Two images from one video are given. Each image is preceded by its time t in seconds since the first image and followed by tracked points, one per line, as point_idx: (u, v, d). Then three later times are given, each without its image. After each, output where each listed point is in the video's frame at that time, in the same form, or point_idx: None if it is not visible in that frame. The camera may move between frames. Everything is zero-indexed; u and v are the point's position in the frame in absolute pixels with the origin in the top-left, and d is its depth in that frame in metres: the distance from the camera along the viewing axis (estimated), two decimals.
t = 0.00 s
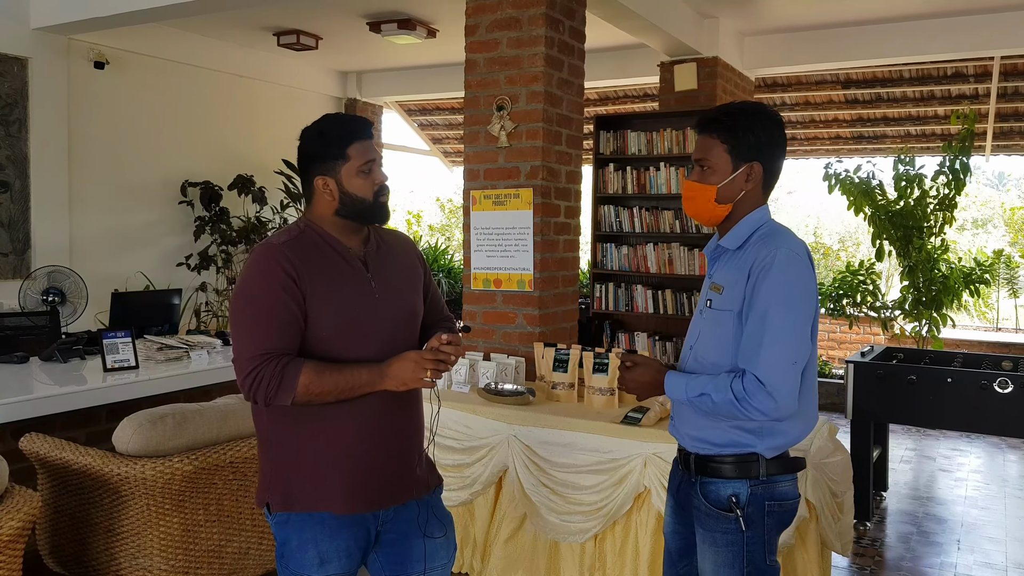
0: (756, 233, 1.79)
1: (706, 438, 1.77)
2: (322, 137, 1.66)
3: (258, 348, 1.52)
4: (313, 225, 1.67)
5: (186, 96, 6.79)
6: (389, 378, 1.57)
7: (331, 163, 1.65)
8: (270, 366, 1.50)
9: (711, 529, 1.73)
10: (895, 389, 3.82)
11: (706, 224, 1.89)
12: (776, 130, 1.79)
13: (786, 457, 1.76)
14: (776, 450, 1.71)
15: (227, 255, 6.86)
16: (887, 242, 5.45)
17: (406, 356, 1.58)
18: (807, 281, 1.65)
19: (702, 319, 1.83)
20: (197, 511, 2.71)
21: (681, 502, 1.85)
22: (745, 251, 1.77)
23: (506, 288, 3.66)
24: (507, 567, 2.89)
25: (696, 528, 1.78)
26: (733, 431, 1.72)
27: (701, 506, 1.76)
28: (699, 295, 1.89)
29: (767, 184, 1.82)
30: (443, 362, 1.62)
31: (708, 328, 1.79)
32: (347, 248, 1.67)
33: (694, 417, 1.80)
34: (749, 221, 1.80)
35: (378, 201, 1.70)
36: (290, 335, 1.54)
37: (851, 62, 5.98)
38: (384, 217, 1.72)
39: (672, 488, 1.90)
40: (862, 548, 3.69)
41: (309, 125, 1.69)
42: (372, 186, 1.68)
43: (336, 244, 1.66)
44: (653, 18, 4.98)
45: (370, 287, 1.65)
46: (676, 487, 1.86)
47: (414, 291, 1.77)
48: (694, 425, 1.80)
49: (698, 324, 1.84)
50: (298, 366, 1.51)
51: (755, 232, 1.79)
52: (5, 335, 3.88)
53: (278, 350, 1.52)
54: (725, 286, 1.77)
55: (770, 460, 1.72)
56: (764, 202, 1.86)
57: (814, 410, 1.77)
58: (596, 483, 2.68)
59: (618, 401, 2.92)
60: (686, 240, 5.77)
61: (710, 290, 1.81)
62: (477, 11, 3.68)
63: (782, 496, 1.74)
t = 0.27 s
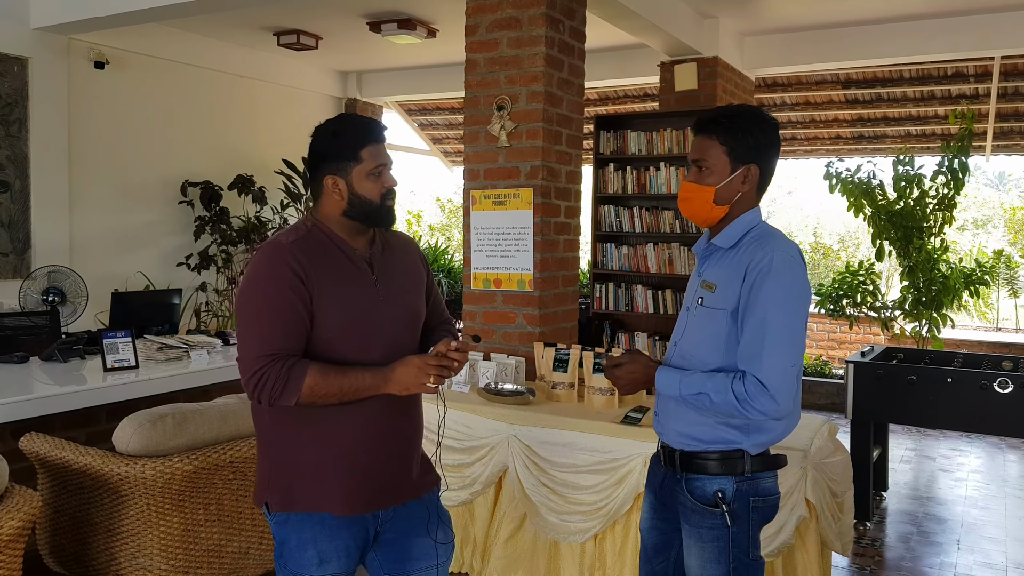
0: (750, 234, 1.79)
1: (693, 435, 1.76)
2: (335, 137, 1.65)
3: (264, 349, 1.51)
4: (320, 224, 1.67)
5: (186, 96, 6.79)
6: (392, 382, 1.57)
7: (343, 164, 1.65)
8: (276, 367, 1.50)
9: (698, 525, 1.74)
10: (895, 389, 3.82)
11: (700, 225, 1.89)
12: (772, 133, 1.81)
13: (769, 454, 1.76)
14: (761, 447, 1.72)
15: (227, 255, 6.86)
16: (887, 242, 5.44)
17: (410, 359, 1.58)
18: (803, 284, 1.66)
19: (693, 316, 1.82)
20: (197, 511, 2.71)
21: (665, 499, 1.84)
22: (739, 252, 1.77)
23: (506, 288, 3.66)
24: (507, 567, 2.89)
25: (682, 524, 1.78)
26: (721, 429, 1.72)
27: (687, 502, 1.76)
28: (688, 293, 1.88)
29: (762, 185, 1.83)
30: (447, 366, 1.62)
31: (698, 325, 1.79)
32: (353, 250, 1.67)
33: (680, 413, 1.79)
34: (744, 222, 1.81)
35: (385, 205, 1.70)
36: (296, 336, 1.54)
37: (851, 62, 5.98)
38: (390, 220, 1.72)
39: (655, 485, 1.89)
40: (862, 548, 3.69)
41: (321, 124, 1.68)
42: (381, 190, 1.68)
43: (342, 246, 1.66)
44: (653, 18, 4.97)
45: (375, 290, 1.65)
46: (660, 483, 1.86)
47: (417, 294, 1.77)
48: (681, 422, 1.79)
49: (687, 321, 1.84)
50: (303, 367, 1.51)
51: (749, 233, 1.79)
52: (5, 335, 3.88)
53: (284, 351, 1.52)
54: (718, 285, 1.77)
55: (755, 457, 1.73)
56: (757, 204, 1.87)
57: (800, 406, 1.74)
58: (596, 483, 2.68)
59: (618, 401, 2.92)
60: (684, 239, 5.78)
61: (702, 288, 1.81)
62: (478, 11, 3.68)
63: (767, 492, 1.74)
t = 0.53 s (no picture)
0: (749, 234, 1.79)
1: (698, 434, 1.75)
2: (325, 135, 1.66)
3: (268, 348, 1.51)
4: (317, 224, 1.67)
5: (186, 96, 6.79)
6: (396, 374, 1.57)
7: (335, 160, 1.65)
8: (280, 366, 1.50)
9: (704, 524, 1.73)
10: (895, 390, 3.82)
11: (698, 228, 1.89)
12: (768, 136, 1.82)
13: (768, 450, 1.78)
14: (765, 445, 1.74)
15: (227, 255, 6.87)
16: (887, 242, 5.45)
17: (412, 351, 1.59)
18: (806, 283, 1.68)
19: (693, 315, 1.82)
20: (198, 511, 2.71)
21: (664, 498, 1.83)
22: (739, 252, 1.77)
23: (506, 288, 3.67)
24: (507, 567, 2.89)
25: (685, 523, 1.77)
26: (725, 427, 1.73)
27: (693, 501, 1.75)
28: (684, 292, 1.89)
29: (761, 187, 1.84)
30: (450, 356, 1.62)
31: (701, 324, 1.80)
32: (352, 249, 1.67)
33: (683, 413, 1.79)
34: (742, 223, 1.81)
35: (379, 199, 1.69)
36: (299, 335, 1.54)
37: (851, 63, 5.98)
38: (384, 215, 1.71)
39: (652, 484, 1.88)
40: (862, 548, 3.69)
41: (310, 124, 1.68)
42: (373, 184, 1.68)
43: (341, 245, 1.66)
44: (653, 18, 4.97)
45: (375, 288, 1.65)
46: (660, 482, 1.84)
47: (416, 292, 1.77)
48: (683, 421, 1.78)
49: (687, 321, 1.84)
50: (307, 365, 1.51)
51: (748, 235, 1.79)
52: (6, 336, 3.89)
53: (288, 350, 1.52)
54: (719, 284, 1.77)
55: (758, 454, 1.75)
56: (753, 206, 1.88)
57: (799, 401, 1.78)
58: (597, 483, 2.68)
59: (618, 401, 2.92)
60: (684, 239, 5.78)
61: (702, 287, 1.81)
62: (478, 11, 3.68)
63: (769, 487, 1.76)
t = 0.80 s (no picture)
0: (756, 234, 1.80)
1: (710, 433, 1.76)
2: (329, 138, 1.65)
3: (279, 334, 1.51)
4: (313, 224, 1.67)
5: (186, 96, 6.79)
6: (408, 327, 1.57)
7: (339, 165, 1.65)
8: (295, 346, 1.50)
9: (715, 522, 1.73)
10: (895, 390, 3.83)
11: (709, 230, 1.86)
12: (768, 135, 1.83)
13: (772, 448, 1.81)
14: (774, 441, 1.77)
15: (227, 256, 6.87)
16: (887, 242, 5.45)
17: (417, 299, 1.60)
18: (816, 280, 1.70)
19: (705, 315, 1.82)
20: (198, 511, 2.71)
21: (673, 499, 1.82)
22: (750, 252, 1.77)
23: (506, 288, 3.67)
24: (507, 567, 2.90)
25: (695, 523, 1.77)
26: (736, 425, 1.74)
27: (704, 500, 1.75)
28: (690, 293, 1.89)
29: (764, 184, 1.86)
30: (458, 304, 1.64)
31: (715, 324, 1.80)
32: (348, 247, 1.68)
33: (695, 413, 1.78)
34: (753, 222, 1.81)
35: (379, 205, 1.70)
36: (306, 319, 1.54)
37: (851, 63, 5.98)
38: (384, 219, 1.72)
39: (659, 485, 1.87)
40: (862, 548, 3.69)
41: (314, 125, 1.67)
42: (375, 189, 1.68)
43: (338, 244, 1.66)
44: (653, 19, 4.98)
45: (369, 282, 1.67)
46: (668, 483, 1.83)
47: (411, 289, 1.79)
48: (693, 421, 1.78)
49: (697, 322, 1.84)
50: (321, 341, 1.51)
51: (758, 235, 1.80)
52: (6, 336, 3.89)
53: (298, 333, 1.52)
54: (732, 284, 1.78)
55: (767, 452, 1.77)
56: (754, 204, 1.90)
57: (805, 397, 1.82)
58: (597, 483, 2.68)
59: (618, 401, 2.93)
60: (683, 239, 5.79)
61: (712, 287, 1.81)
62: (477, 12, 3.69)
63: (776, 485, 1.78)
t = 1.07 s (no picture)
0: (758, 234, 1.80)
1: (726, 435, 1.75)
2: (323, 138, 1.65)
3: (326, 279, 1.51)
4: (307, 223, 1.68)
5: (186, 97, 6.79)
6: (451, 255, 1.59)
7: (333, 164, 1.65)
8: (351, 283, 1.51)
9: (733, 523, 1.72)
10: (895, 390, 3.83)
11: (696, 224, 1.89)
12: (767, 135, 1.83)
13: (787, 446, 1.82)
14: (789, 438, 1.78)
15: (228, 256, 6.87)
16: (887, 243, 5.45)
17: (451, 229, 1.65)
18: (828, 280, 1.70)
19: (712, 319, 1.80)
20: (198, 512, 2.71)
21: (690, 501, 1.81)
22: (755, 252, 1.77)
23: (506, 288, 3.67)
24: (507, 567, 2.90)
25: (711, 525, 1.75)
26: (753, 426, 1.74)
27: (720, 501, 1.74)
28: (692, 296, 1.87)
29: (759, 185, 1.85)
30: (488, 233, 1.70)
31: (723, 326, 1.78)
32: (342, 244, 1.71)
33: (707, 414, 1.78)
34: (747, 220, 1.81)
35: (371, 205, 1.70)
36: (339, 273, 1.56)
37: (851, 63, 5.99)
38: (377, 220, 1.72)
39: (675, 488, 1.86)
40: (862, 548, 3.70)
41: (308, 125, 1.67)
42: (368, 189, 1.68)
43: (333, 242, 1.69)
44: (653, 19, 4.98)
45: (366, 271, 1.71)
46: (684, 485, 1.82)
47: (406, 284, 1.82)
48: (709, 424, 1.77)
49: (704, 324, 1.82)
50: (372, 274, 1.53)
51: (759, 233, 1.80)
52: (6, 336, 3.90)
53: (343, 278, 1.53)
54: (738, 284, 1.77)
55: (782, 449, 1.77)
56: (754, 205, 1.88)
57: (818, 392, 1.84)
58: (597, 483, 2.68)
59: (618, 402, 2.93)
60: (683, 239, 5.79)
61: (718, 288, 1.80)
62: (478, 12, 3.69)
63: (790, 483, 1.78)
